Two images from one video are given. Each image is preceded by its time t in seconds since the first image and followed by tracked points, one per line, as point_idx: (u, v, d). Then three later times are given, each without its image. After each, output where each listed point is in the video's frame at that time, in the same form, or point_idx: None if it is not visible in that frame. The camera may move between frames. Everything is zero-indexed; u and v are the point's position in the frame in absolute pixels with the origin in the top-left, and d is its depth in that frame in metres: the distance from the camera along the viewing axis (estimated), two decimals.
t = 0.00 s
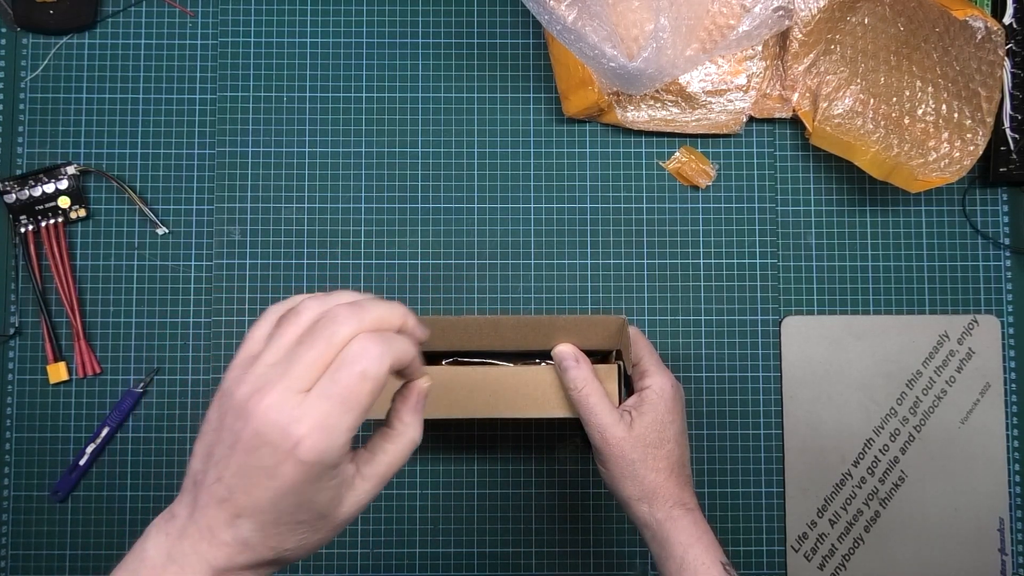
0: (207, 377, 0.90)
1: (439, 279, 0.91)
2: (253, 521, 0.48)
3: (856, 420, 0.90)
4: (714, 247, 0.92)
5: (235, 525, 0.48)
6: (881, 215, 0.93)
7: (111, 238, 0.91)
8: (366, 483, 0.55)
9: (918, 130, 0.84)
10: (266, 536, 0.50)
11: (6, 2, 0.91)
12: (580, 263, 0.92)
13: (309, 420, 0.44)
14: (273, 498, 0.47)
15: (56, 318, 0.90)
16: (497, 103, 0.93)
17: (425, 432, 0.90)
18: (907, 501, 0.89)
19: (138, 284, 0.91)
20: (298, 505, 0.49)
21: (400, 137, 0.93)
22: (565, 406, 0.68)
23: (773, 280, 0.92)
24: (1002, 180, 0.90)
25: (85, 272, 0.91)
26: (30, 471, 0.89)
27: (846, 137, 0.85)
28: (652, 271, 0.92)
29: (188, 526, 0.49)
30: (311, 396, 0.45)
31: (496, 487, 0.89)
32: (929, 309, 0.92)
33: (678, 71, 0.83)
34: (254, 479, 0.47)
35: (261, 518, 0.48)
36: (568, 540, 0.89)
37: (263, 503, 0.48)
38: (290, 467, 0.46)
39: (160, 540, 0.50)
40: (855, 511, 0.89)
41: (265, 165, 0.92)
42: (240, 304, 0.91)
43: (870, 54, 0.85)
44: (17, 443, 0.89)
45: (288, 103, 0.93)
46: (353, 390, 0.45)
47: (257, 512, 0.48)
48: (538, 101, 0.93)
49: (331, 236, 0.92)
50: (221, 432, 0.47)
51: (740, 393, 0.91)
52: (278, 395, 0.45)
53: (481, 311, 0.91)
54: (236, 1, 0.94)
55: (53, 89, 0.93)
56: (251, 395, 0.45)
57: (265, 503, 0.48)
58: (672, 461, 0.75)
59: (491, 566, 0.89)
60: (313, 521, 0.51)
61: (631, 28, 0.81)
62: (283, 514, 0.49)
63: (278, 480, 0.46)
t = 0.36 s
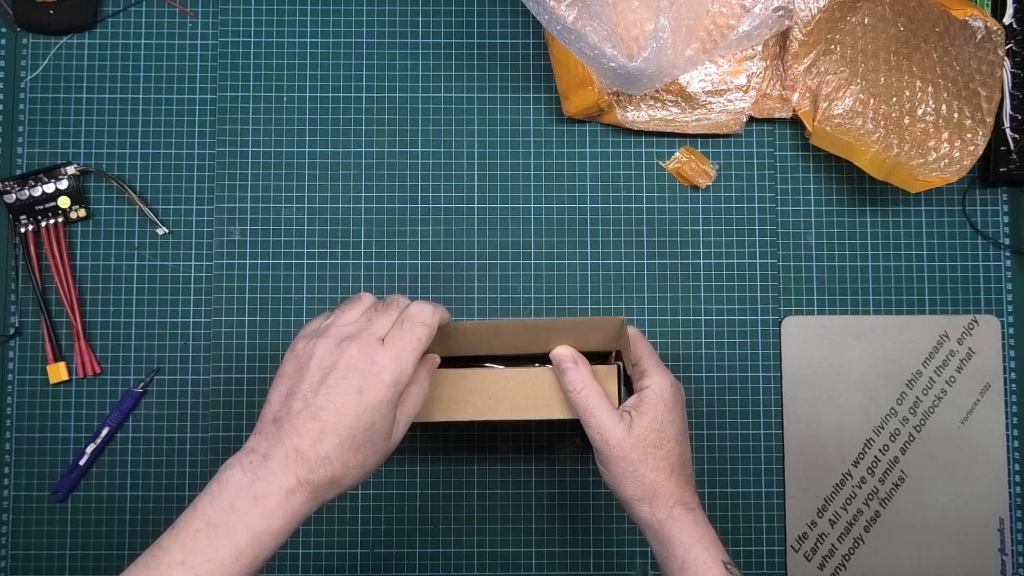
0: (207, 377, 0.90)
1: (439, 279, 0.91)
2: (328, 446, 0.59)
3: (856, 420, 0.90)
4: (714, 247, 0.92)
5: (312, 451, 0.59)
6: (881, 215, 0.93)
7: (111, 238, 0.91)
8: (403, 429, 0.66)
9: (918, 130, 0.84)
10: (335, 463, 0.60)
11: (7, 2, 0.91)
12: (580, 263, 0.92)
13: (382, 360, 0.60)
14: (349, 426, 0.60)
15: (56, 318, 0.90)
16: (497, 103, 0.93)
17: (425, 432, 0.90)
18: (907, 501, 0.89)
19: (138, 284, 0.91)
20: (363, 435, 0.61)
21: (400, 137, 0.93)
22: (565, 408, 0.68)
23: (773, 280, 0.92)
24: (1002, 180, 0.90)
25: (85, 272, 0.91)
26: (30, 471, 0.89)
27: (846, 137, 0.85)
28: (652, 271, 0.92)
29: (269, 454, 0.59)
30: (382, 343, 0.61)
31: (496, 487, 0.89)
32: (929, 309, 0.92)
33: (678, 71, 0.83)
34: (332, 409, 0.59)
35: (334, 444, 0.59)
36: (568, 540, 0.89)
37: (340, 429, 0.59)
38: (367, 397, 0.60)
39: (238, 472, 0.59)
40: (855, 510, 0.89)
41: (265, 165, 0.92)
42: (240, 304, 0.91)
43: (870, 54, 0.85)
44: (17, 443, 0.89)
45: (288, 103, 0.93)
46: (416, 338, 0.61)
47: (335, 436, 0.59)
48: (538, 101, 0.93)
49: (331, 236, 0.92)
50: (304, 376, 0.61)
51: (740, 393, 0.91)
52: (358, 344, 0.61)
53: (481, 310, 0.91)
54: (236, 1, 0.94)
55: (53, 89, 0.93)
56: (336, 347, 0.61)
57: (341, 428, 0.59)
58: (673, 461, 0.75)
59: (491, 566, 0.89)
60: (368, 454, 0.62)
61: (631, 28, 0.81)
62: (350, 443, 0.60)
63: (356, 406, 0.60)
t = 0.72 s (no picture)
0: (207, 377, 0.90)
1: (439, 279, 0.91)
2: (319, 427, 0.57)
3: (856, 420, 0.90)
4: (714, 247, 0.92)
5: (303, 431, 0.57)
6: (881, 215, 0.93)
7: (111, 238, 0.91)
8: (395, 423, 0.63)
9: (917, 130, 0.84)
10: (325, 444, 0.58)
11: (6, 2, 0.91)
12: (580, 263, 0.92)
13: (382, 342, 0.59)
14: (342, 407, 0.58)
15: (56, 318, 0.91)
16: (497, 103, 0.93)
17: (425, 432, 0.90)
18: (907, 501, 0.89)
19: (138, 284, 0.91)
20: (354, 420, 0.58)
21: (400, 137, 0.93)
22: (564, 422, 0.68)
23: (773, 280, 0.92)
24: (1002, 180, 0.90)
25: (85, 271, 0.91)
26: (30, 471, 0.89)
27: (846, 137, 0.85)
28: (652, 270, 0.92)
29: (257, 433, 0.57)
30: (382, 326, 0.60)
31: (496, 487, 0.89)
32: (929, 309, 0.92)
33: (678, 71, 0.83)
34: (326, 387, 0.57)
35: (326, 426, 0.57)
36: (568, 540, 0.89)
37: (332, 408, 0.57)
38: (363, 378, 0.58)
39: (223, 451, 0.56)
40: (855, 510, 0.89)
41: (265, 165, 0.92)
42: (240, 304, 0.91)
43: (870, 54, 0.85)
44: (17, 443, 0.89)
45: (288, 103, 0.93)
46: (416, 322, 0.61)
47: (326, 415, 0.57)
48: (538, 101, 0.93)
49: (331, 236, 0.92)
50: (300, 354, 0.59)
51: (740, 393, 0.91)
52: (358, 325, 0.60)
53: (482, 310, 0.91)
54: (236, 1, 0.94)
55: (53, 89, 0.93)
56: (334, 327, 0.60)
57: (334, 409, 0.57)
58: (673, 482, 0.74)
59: (492, 566, 0.89)
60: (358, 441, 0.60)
61: (631, 28, 0.81)
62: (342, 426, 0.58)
63: (351, 387, 0.58)
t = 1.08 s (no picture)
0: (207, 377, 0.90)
1: (439, 279, 0.91)
2: (269, 404, 0.53)
3: (856, 420, 0.90)
4: (714, 247, 0.92)
5: (254, 410, 0.53)
6: (882, 215, 0.93)
7: (111, 238, 0.91)
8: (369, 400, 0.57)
9: (918, 130, 0.84)
10: (277, 422, 0.53)
11: (6, 2, 0.91)
12: (580, 263, 0.92)
13: (331, 303, 0.55)
14: (290, 378, 0.53)
15: (56, 318, 0.90)
16: (497, 103, 0.93)
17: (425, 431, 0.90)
18: (907, 501, 0.89)
19: (138, 284, 0.91)
20: (308, 392, 0.54)
21: (400, 137, 0.93)
22: (564, 414, 0.68)
23: (773, 280, 0.92)
24: (1002, 180, 0.90)
25: (85, 271, 0.91)
26: (30, 471, 0.89)
27: (846, 137, 0.85)
28: (652, 270, 0.92)
29: (200, 425, 0.52)
30: (331, 285, 0.56)
31: (496, 487, 0.89)
32: (929, 309, 0.92)
33: (678, 71, 0.83)
34: (275, 358, 0.54)
35: (275, 402, 0.53)
36: (568, 540, 0.89)
37: (281, 381, 0.53)
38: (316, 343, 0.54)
39: (161, 443, 0.52)
40: (855, 511, 0.89)
41: (265, 165, 0.92)
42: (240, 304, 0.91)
43: (870, 54, 0.85)
44: (17, 443, 0.89)
45: (288, 103, 0.93)
46: (367, 275, 0.56)
47: (275, 389, 0.53)
48: (538, 101, 0.93)
49: (331, 237, 0.92)
50: (248, 328, 0.55)
51: (740, 393, 0.91)
52: (304, 289, 0.56)
53: (482, 310, 0.91)
54: (236, 1, 0.94)
55: (53, 89, 0.93)
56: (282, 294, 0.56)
57: (282, 382, 0.53)
58: (674, 471, 0.75)
59: (491, 566, 0.89)
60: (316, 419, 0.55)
61: (631, 28, 0.82)
62: (295, 401, 0.54)
63: (301, 355, 0.53)
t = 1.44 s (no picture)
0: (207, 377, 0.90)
1: (439, 279, 0.91)
2: (131, 400, 0.53)
3: (856, 420, 0.90)
4: (714, 247, 0.92)
5: (123, 410, 0.54)
6: (882, 215, 0.93)
7: (111, 238, 0.91)
8: (235, 362, 0.52)
9: (918, 130, 0.84)
10: (144, 412, 0.53)
11: (6, 3, 0.91)
12: (580, 263, 0.92)
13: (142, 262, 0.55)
14: (138, 363, 0.53)
15: (56, 318, 0.91)
16: (497, 103, 0.93)
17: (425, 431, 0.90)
18: (908, 501, 0.89)
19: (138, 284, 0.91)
20: (157, 376, 0.53)
21: (400, 137, 0.93)
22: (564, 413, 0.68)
23: (773, 280, 0.92)
24: (1002, 180, 0.90)
25: (85, 271, 0.91)
26: (30, 471, 0.89)
27: (846, 137, 0.85)
28: (652, 270, 0.92)
29: (95, 438, 0.56)
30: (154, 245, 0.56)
31: (495, 487, 0.89)
32: (929, 309, 0.92)
33: (678, 70, 0.83)
34: (126, 343, 0.54)
35: (136, 394, 0.53)
36: (568, 540, 0.89)
37: (133, 371, 0.53)
38: (160, 307, 0.53)
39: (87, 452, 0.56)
40: (855, 511, 0.89)
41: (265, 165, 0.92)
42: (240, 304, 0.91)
43: (870, 54, 0.85)
44: (17, 443, 0.89)
45: (288, 103, 0.93)
46: (191, 206, 0.55)
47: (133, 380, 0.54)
48: (538, 101, 0.93)
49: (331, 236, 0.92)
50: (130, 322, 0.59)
51: (740, 393, 0.91)
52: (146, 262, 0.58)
53: (482, 310, 0.91)
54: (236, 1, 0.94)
55: (53, 89, 0.93)
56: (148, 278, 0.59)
57: (134, 371, 0.53)
58: (674, 468, 0.75)
59: (491, 566, 0.89)
60: (179, 403, 0.53)
61: (631, 28, 0.82)
62: (149, 387, 0.53)
63: (134, 328, 0.53)
